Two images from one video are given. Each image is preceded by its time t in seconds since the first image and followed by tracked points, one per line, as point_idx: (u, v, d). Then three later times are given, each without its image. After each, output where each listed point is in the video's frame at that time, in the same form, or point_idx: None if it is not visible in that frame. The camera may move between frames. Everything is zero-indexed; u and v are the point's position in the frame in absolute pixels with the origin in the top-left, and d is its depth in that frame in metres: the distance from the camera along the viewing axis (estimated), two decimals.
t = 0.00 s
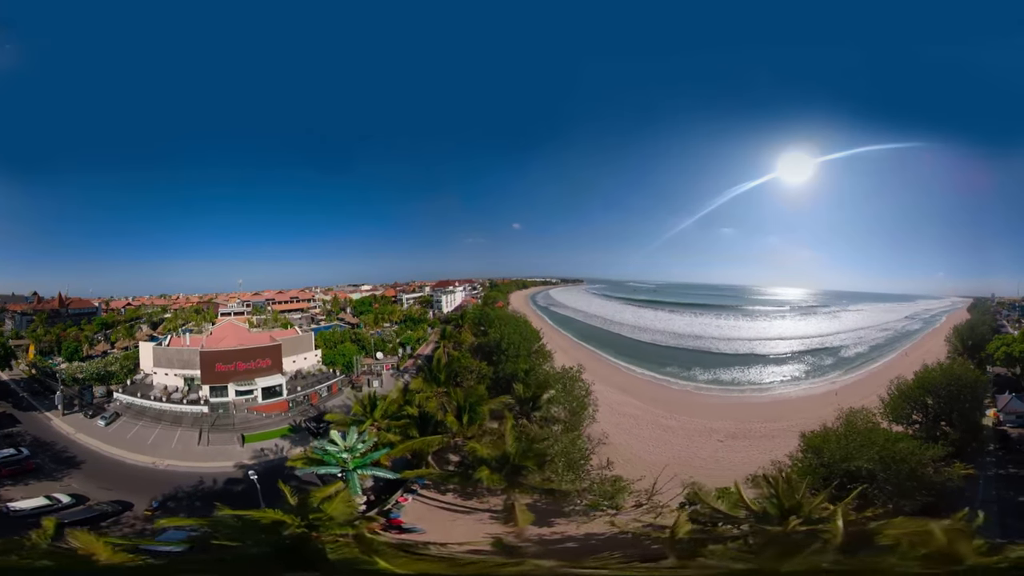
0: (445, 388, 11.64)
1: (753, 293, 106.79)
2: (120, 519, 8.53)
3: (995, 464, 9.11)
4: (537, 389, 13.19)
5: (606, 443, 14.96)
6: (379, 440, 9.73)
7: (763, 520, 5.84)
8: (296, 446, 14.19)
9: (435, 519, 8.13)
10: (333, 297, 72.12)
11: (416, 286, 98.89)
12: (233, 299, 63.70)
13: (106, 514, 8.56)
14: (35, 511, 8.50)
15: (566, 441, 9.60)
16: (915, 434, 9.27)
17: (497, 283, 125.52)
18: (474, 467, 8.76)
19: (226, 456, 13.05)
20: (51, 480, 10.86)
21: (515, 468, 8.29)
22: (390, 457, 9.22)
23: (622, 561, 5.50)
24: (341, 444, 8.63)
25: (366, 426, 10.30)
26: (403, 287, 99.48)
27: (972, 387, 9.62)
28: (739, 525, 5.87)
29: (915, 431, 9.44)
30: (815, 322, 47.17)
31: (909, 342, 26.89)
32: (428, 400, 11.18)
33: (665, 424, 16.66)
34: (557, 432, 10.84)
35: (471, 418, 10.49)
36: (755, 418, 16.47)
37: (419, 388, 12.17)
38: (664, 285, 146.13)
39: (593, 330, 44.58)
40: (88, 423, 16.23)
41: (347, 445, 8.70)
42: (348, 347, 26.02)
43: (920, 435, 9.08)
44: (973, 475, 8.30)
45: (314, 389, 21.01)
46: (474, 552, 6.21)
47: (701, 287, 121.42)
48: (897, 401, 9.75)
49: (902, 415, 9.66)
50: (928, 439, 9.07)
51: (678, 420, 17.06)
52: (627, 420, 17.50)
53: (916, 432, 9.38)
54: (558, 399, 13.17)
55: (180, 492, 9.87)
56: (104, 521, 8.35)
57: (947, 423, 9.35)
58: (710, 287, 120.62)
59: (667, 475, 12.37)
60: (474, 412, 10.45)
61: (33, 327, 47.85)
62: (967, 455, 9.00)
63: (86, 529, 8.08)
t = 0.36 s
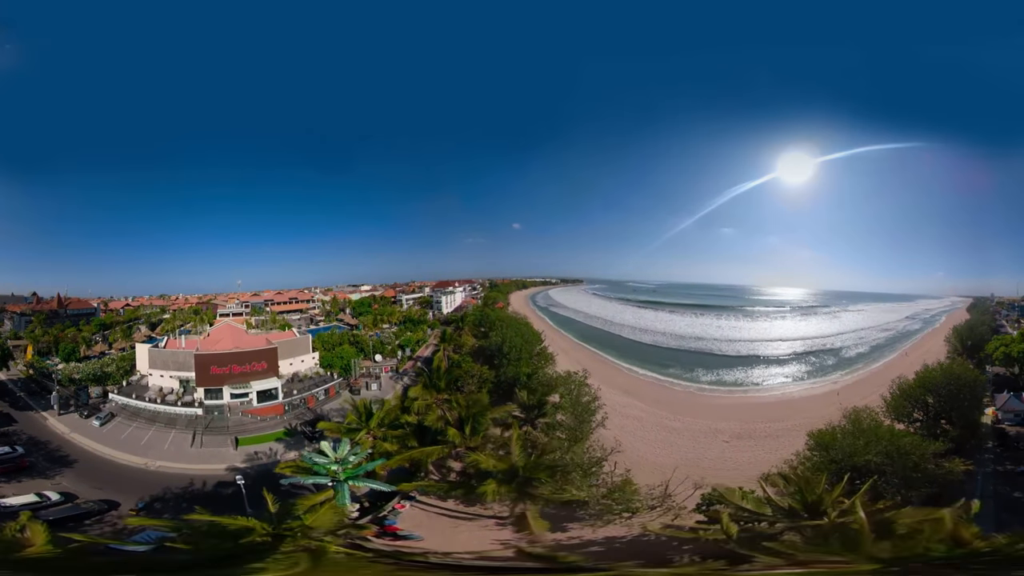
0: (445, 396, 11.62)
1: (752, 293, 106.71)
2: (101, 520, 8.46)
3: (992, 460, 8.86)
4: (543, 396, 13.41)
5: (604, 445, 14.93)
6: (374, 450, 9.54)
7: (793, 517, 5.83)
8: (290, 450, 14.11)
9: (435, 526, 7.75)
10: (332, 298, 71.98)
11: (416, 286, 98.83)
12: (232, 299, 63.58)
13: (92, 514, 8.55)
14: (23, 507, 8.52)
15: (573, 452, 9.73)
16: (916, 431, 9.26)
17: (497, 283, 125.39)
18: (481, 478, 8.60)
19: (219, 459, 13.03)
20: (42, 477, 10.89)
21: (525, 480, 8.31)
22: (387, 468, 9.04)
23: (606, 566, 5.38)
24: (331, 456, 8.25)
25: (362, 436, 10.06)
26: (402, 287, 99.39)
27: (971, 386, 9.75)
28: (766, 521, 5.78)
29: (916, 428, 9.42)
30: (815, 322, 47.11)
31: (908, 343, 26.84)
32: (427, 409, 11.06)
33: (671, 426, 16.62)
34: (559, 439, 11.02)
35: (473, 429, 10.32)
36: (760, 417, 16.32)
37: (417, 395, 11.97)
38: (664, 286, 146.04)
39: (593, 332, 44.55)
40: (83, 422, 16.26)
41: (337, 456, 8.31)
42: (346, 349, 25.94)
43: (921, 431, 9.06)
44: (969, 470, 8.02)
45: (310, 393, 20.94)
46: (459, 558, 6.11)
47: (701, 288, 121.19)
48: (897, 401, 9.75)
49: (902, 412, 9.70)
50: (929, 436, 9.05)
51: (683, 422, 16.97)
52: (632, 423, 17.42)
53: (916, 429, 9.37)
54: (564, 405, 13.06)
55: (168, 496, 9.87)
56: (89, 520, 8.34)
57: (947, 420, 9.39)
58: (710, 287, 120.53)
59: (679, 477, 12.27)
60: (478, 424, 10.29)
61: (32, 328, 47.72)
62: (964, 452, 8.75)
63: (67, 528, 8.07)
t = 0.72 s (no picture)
0: (444, 404, 11.84)
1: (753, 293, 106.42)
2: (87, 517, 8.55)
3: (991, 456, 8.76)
4: (548, 402, 12.31)
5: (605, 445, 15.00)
6: (369, 460, 9.47)
7: (818, 510, 6.18)
8: (284, 454, 14.09)
9: (434, 533, 7.29)
10: (332, 298, 71.69)
11: (416, 287, 98.76)
12: (231, 300, 63.37)
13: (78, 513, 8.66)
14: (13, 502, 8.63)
15: (584, 459, 8.88)
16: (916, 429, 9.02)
17: (497, 283, 125.33)
18: (486, 493, 7.96)
19: (210, 461, 13.06)
20: (35, 474, 11.07)
21: (539, 490, 7.57)
22: (380, 478, 9.00)
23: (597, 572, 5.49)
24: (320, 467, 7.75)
25: (356, 445, 10.04)
26: (402, 288, 99.09)
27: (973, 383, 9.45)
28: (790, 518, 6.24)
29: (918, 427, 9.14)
30: (817, 322, 46.98)
31: (910, 342, 26.71)
32: (426, 419, 11.31)
33: (675, 428, 16.56)
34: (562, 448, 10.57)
35: (478, 439, 10.01)
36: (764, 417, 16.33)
37: (415, 402, 12.01)
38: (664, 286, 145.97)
39: (593, 333, 44.42)
40: (78, 421, 16.30)
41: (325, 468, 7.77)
42: (344, 352, 25.90)
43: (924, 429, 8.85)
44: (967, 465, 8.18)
45: (307, 397, 20.93)
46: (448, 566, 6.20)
47: (702, 288, 120.77)
48: (898, 397, 9.17)
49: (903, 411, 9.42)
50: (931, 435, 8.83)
51: (689, 422, 16.87)
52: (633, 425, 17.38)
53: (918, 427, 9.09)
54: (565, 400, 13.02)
55: (156, 497, 10.00)
56: (79, 518, 8.47)
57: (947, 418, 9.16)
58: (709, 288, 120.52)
59: (693, 479, 12.36)
60: (482, 437, 9.98)
61: (30, 329, 47.39)
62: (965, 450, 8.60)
63: (52, 525, 8.15)
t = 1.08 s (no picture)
0: (446, 410, 10.47)
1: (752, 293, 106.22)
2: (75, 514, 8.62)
3: (986, 452, 9.07)
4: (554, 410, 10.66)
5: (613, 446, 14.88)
6: (362, 470, 8.50)
7: (837, 504, 6.76)
8: (276, 458, 13.97)
9: (433, 541, 7.28)
10: (330, 299, 71.48)
11: (415, 288, 98.44)
12: (230, 300, 63.16)
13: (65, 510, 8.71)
14: (4, 499, 8.75)
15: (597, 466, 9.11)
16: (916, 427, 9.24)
17: (496, 284, 125.09)
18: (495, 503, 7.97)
19: (202, 463, 13.00)
20: (26, 472, 11.17)
21: (554, 502, 7.74)
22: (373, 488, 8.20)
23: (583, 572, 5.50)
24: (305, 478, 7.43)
25: (350, 452, 8.87)
26: (401, 289, 98.79)
27: (970, 382, 9.76)
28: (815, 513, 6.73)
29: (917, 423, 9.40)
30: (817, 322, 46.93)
31: (909, 342, 26.67)
32: (425, 428, 9.92)
33: (679, 428, 16.28)
34: (562, 452, 9.96)
35: (480, 450, 8.93)
36: (768, 417, 16.39)
37: (412, 409, 10.34)
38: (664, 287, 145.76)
39: (592, 334, 44.33)
40: (73, 421, 16.34)
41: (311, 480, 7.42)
42: (342, 355, 25.79)
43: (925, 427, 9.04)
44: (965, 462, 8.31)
45: (303, 400, 20.81)
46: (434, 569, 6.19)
47: (702, 288, 120.49)
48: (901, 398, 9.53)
49: (903, 409, 9.67)
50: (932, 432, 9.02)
51: (692, 424, 16.74)
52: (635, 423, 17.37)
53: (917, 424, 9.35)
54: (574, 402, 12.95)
55: (140, 497, 10.00)
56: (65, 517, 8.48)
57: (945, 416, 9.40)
58: (709, 289, 120.33)
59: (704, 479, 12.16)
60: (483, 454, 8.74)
61: (27, 329, 47.21)
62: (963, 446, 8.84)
63: (39, 522, 8.24)
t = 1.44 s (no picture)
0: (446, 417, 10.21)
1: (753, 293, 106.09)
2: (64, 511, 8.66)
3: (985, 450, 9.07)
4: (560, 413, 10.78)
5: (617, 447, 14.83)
6: (354, 478, 8.29)
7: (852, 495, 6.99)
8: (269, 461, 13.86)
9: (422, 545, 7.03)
10: (330, 300, 71.31)
11: (415, 289, 98.16)
12: (228, 301, 63.04)
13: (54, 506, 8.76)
14: None
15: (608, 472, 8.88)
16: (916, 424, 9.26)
17: (496, 284, 124.91)
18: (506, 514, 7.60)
19: (193, 465, 12.95)
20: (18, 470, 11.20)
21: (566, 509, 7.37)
22: (364, 497, 7.88)
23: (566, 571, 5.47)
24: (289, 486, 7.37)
25: (341, 460, 8.74)
26: (401, 290, 98.55)
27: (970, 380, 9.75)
28: (834, 507, 6.92)
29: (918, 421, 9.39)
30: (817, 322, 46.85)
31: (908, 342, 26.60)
32: (424, 436, 9.69)
33: (682, 428, 16.15)
34: (567, 461, 9.87)
35: (485, 460, 8.66)
36: (771, 416, 16.60)
37: (411, 416, 10.08)
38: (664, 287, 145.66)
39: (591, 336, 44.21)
40: (67, 420, 16.38)
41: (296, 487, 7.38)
42: (339, 358, 25.63)
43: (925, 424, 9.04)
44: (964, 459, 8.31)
45: (298, 403, 20.70)
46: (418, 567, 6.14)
47: (702, 288, 120.31)
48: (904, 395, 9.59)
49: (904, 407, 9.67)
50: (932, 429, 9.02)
51: (696, 425, 16.60)
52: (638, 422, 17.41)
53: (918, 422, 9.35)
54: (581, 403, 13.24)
55: (128, 496, 10.00)
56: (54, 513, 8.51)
57: (945, 414, 9.41)
58: (709, 290, 120.18)
59: (715, 479, 11.94)
60: (487, 462, 8.58)
61: (24, 329, 47.06)
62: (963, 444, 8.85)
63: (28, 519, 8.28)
